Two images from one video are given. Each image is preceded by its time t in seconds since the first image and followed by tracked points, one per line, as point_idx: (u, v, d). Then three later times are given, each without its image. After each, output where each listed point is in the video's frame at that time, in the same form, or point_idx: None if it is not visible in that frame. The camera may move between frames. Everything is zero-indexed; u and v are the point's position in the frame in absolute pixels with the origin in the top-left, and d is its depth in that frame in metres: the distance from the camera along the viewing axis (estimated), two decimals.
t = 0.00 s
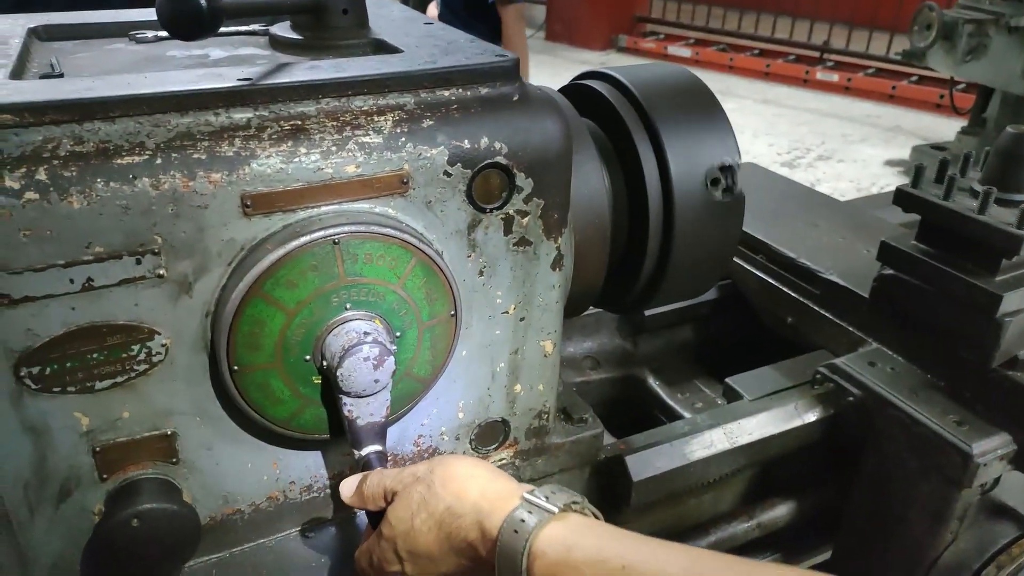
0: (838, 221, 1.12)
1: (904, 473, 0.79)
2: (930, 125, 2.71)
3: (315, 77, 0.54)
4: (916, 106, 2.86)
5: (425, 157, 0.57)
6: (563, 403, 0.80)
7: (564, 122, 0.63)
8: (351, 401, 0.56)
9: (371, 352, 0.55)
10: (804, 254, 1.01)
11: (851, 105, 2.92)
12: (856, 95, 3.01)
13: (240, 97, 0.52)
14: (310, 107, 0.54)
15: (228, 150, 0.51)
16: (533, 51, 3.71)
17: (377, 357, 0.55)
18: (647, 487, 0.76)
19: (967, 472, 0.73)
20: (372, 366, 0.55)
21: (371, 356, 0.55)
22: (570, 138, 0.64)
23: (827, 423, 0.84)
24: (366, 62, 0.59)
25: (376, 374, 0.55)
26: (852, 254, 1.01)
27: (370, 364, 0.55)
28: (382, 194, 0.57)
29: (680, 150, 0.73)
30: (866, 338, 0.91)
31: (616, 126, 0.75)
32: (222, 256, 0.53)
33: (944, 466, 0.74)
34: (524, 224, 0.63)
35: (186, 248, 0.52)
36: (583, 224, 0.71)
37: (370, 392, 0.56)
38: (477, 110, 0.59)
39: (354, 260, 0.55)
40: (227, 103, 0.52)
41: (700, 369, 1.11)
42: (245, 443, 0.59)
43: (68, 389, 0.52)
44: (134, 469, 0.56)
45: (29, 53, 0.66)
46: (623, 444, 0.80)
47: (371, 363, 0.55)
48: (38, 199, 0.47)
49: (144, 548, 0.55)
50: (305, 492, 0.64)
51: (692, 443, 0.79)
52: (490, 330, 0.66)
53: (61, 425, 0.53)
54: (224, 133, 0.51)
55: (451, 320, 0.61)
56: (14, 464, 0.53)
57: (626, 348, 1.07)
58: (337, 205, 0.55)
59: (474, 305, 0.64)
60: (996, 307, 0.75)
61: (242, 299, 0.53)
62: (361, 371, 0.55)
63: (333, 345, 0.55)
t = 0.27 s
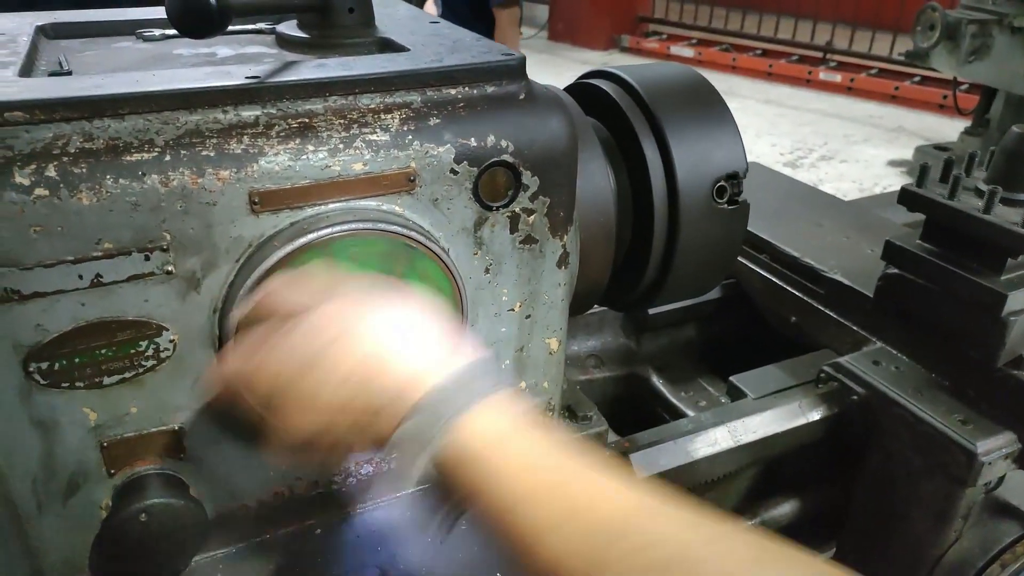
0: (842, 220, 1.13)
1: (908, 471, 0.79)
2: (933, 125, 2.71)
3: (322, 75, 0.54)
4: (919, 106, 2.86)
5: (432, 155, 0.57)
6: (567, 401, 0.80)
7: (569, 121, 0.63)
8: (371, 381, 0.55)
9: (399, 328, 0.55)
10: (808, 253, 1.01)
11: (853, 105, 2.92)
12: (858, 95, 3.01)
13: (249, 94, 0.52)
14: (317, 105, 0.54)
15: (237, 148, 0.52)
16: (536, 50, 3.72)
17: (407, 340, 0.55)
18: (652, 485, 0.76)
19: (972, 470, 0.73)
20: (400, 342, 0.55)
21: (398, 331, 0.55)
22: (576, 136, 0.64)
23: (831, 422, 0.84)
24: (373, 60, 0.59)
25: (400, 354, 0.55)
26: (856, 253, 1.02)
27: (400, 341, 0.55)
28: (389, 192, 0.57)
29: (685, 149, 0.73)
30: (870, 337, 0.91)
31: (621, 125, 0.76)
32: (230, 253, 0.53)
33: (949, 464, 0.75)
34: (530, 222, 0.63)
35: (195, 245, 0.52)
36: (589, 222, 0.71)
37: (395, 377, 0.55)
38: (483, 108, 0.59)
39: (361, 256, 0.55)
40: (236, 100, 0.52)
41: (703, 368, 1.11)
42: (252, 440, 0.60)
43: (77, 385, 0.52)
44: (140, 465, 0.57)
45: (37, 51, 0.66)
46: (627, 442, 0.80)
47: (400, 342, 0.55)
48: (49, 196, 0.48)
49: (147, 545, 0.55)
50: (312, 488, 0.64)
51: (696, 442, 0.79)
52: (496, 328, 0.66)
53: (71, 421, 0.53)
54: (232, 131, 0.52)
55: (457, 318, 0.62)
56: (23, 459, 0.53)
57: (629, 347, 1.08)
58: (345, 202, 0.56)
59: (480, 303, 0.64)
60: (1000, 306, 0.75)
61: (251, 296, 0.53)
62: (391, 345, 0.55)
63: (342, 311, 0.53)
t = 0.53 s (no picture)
0: (841, 223, 1.13)
1: (908, 475, 0.79)
2: (933, 128, 2.70)
3: (323, 75, 0.54)
4: (918, 109, 2.86)
5: (433, 156, 0.57)
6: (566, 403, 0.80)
7: (570, 122, 0.63)
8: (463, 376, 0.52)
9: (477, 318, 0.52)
10: (808, 256, 1.01)
11: (853, 107, 2.92)
12: (858, 97, 3.01)
13: (250, 94, 0.52)
14: (317, 105, 0.54)
15: (238, 148, 0.52)
16: (536, 51, 3.71)
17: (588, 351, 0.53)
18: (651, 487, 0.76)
19: (972, 473, 0.72)
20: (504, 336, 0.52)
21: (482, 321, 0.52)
22: (577, 138, 0.64)
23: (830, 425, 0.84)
24: (374, 61, 0.59)
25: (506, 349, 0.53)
26: (855, 256, 1.02)
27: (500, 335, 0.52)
28: (390, 193, 0.57)
29: (686, 151, 0.73)
30: (869, 340, 0.91)
31: (621, 126, 0.76)
32: (231, 253, 0.53)
33: (948, 467, 0.74)
34: (530, 224, 0.63)
35: (196, 245, 0.52)
36: (589, 224, 0.71)
37: (562, 383, 0.53)
38: (484, 109, 0.59)
39: (363, 257, 0.56)
40: (237, 100, 0.52)
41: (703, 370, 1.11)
42: (252, 440, 0.60)
43: (77, 385, 0.52)
44: (140, 465, 0.56)
45: (37, 50, 0.66)
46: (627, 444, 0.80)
47: (473, 332, 0.52)
48: (50, 196, 0.47)
49: (145, 545, 0.54)
50: (311, 489, 0.64)
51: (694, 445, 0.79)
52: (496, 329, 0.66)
53: (70, 421, 0.53)
54: (233, 131, 0.52)
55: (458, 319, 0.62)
56: (23, 459, 0.53)
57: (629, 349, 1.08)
58: (346, 203, 0.56)
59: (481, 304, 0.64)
60: (1000, 309, 0.76)
61: (252, 295, 0.53)
62: (566, 352, 0.53)
63: (400, 286, 0.52)
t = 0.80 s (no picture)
0: (834, 225, 1.13)
1: (899, 476, 0.79)
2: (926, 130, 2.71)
3: (314, 79, 0.54)
4: (910, 111, 2.87)
5: (425, 159, 0.58)
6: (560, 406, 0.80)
7: (562, 125, 0.63)
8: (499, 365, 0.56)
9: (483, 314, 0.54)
10: (800, 259, 1.02)
11: (846, 109, 2.93)
12: (851, 100, 3.02)
13: (241, 98, 0.52)
14: (309, 109, 0.54)
15: (229, 152, 0.52)
16: (530, 53, 3.72)
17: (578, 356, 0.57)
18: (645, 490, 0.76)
19: (962, 474, 0.73)
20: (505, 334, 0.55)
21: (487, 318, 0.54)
22: (569, 141, 0.64)
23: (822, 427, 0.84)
24: (366, 65, 0.59)
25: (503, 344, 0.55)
26: (848, 259, 1.02)
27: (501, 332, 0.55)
28: (382, 196, 0.57)
29: (678, 154, 0.73)
30: (861, 342, 0.91)
31: (613, 130, 0.76)
32: (222, 257, 0.53)
33: (939, 468, 0.75)
34: (522, 227, 0.64)
35: (187, 249, 0.52)
36: (581, 226, 0.71)
37: (550, 381, 0.57)
38: (476, 112, 0.60)
39: (353, 261, 0.55)
40: (228, 104, 0.52)
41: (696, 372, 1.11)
42: (243, 444, 0.60)
43: (68, 389, 0.52)
44: (132, 469, 0.56)
45: (29, 53, 0.66)
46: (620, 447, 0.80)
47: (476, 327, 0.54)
48: (40, 200, 0.47)
49: (139, 549, 0.55)
50: (303, 493, 0.64)
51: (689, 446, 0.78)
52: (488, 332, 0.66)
53: (61, 426, 0.53)
54: (224, 135, 0.52)
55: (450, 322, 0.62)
56: (14, 463, 0.53)
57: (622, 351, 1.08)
58: (337, 207, 0.56)
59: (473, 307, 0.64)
60: (989, 310, 0.77)
61: (243, 299, 0.53)
62: (558, 354, 0.56)
63: (412, 302, 0.52)
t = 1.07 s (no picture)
0: (828, 228, 1.13)
1: (894, 478, 0.80)
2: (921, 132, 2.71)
3: (308, 85, 0.54)
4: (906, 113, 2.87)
5: (419, 164, 0.58)
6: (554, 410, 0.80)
7: (556, 130, 0.63)
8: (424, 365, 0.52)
9: (425, 316, 0.52)
10: (794, 262, 1.02)
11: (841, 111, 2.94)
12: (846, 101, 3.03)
13: (234, 103, 0.52)
14: (303, 114, 0.54)
15: (222, 157, 0.52)
16: (526, 55, 3.72)
17: (527, 358, 0.52)
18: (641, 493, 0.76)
19: (956, 476, 0.73)
20: (449, 341, 0.52)
21: (427, 322, 0.52)
22: (563, 145, 0.64)
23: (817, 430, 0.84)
24: (359, 70, 0.59)
25: (450, 352, 0.52)
26: (842, 262, 1.02)
27: (443, 338, 0.52)
28: (376, 201, 0.57)
29: (672, 158, 0.73)
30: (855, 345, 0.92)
31: (607, 134, 0.76)
32: (215, 262, 0.53)
33: (934, 471, 0.75)
34: (517, 231, 0.64)
35: (181, 255, 0.52)
36: (575, 230, 0.72)
37: (500, 395, 0.52)
38: (470, 117, 0.60)
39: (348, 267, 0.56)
40: (221, 110, 0.52)
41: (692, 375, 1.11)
42: (238, 449, 0.60)
43: (62, 395, 0.52)
44: (126, 475, 0.56)
45: (21, 59, 0.66)
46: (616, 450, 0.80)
47: (415, 333, 0.52)
48: (33, 206, 0.47)
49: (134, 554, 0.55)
50: (299, 498, 0.64)
51: (684, 449, 0.78)
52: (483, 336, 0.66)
53: (55, 431, 0.53)
54: (218, 140, 0.52)
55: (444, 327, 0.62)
56: (7, 469, 0.53)
57: (617, 355, 1.08)
58: (331, 212, 0.56)
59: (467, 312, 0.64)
60: (983, 313, 0.77)
61: (236, 304, 0.53)
62: (504, 360, 0.52)
63: (345, 281, 0.52)
